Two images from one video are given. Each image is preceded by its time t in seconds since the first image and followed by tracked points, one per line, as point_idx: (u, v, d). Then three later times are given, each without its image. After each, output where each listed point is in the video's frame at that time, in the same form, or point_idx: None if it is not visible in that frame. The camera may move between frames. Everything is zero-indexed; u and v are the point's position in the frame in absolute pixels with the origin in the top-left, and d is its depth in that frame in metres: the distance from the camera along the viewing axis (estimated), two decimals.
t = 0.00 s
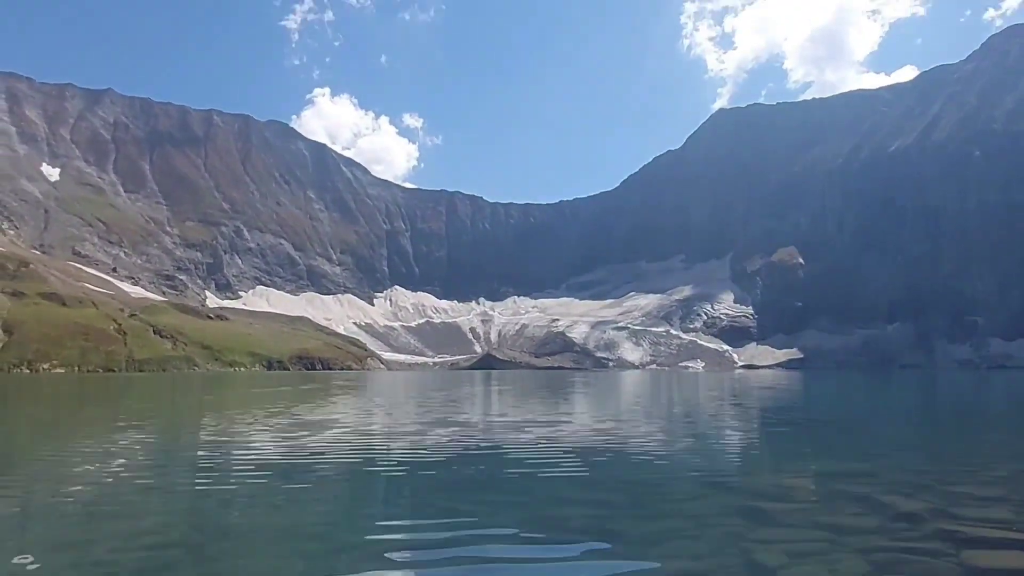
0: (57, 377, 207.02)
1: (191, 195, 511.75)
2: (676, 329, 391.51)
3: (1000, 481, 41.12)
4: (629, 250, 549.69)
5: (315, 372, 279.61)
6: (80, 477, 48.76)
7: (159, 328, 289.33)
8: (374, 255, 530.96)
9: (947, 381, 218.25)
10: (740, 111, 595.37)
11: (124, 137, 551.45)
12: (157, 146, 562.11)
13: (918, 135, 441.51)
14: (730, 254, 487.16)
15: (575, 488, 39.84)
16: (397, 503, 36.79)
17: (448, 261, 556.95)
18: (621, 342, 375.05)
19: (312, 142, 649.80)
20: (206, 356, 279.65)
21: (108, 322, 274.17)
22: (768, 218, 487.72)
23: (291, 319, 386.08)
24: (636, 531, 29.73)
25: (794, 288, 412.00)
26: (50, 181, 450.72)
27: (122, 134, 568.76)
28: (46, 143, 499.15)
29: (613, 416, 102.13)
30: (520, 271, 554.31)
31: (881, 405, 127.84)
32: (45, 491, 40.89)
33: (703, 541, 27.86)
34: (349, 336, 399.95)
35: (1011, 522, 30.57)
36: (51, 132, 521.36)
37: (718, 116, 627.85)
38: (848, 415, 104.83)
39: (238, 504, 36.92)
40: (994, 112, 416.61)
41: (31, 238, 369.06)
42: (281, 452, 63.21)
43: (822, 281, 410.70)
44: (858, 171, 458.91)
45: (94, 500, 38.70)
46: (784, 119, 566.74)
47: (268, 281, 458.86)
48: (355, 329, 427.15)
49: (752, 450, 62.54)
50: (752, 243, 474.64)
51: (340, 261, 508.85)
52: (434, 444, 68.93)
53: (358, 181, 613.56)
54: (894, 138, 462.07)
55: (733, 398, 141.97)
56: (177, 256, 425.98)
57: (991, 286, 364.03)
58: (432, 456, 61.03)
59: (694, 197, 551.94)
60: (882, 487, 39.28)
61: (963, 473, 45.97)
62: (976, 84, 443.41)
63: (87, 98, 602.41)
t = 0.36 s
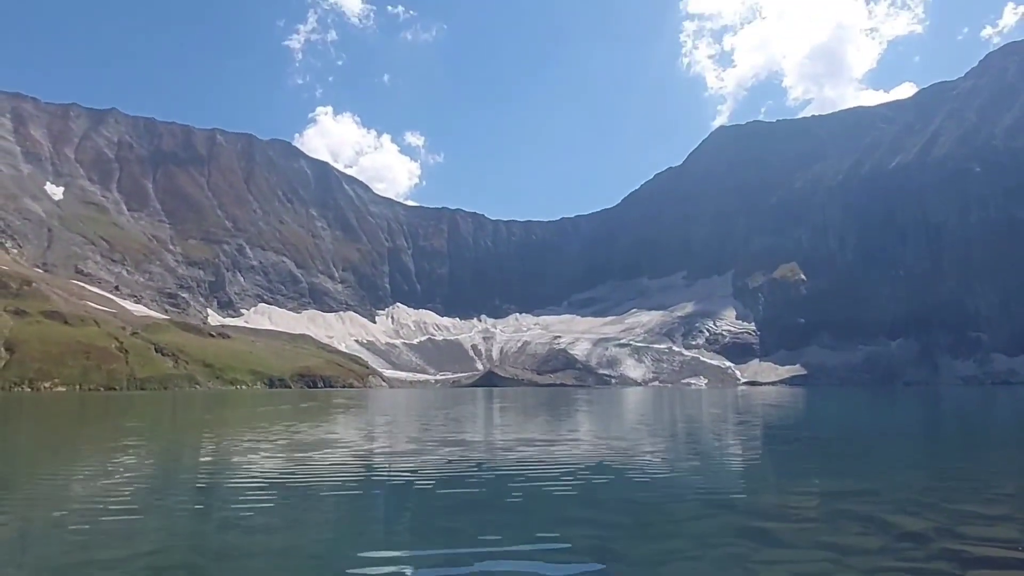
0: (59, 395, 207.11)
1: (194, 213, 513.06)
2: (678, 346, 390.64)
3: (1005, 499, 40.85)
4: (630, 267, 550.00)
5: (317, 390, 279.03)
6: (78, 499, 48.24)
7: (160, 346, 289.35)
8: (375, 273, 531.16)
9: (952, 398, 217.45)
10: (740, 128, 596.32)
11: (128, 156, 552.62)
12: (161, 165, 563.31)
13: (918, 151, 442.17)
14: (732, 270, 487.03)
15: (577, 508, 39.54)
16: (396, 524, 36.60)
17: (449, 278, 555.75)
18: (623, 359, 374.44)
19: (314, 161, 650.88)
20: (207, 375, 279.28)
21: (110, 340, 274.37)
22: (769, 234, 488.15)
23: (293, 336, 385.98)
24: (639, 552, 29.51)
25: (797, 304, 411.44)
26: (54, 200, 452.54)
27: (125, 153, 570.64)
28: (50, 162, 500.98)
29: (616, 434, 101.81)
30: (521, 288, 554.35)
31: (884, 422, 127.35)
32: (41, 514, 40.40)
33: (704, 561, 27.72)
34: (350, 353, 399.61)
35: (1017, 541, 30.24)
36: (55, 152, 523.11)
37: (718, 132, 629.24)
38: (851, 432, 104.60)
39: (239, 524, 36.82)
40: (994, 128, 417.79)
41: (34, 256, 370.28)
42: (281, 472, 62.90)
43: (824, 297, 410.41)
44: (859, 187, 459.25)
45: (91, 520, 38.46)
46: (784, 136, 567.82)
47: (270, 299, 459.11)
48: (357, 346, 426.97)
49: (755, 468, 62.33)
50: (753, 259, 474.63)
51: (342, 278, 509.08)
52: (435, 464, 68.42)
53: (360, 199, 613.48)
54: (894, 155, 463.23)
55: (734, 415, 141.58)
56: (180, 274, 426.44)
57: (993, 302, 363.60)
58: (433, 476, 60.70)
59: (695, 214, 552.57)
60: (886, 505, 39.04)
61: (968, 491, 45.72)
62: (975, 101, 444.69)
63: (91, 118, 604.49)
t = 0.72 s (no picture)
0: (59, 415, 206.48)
1: (196, 232, 513.83)
2: (680, 364, 389.53)
3: (1012, 520, 40.47)
4: (632, 286, 550.08)
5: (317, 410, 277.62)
6: (74, 521, 47.57)
7: (161, 365, 288.73)
8: (377, 291, 531.00)
9: (956, 416, 216.76)
10: (741, 146, 596.78)
11: (132, 176, 552.69)
12: (164, 185, 563.92)
13: (918, 170, 442.87)
14: (733, 289, 486.29)
15: (580, 530, 39.26)
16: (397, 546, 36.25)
17: (451, 297, 555.13)
18: (625, 378, 373.49)
19: (316, 180, 651.64)
20: (208, 394, 278.37)
21: (111, 360, 273.86)
22: (770, 252, 488.18)
23: (294, 355, 385.33)
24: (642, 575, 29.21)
25: (798, 323, 410.75)
26: (58, 220, 453.64)
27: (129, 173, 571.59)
28: (54, 182, 501.99)
29: (618, 453, 101.26)
30: (523, 306, 554.16)
31: (887, 440, 126.53)
32: (40, 535, 39.92)
33: None
34: (352, 373, 398.58)
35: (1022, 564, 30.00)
36: (59, 172, 524.12)
37: (718, 151, 630.86)
38: (854, 452, 104.18)
39: (239, 547, 36.48)
40: (993, 147, 418.94)
41: (37, 275, 370.75)
42: (281, 494, 62.43)
43: (826, 316, 409.88)
44: (859, 206, 459.80)
45: (90, 541, 38.16)
46: (784, 155, 569.35)
47: (271, 318, 458.76)
48: (358, 365, 426.33)
49: (759, 489, 61.94)
50: (754, 278, 474.50)
51: (343, 297, 509.19)
52: (433, 485, 67.78)
53: (362, 219, 614.15)
54: (893, 173, 464.36)
55: (737, 434, 140.50)
56: (181, 293, 426.26)
57: (996, 319, 362.92)
58: (435, 497, 60.17)
59: (696, 232, 553.19)
60: (892, 527, 38.77)
61: (975, 511, 45.38)
62: (974, 119, 446.07)
63: (94, 138, 605.19)
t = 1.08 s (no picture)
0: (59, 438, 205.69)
1: (199, 254, 514.01)
2: (683, 385, 387.58)
3: (1021, 545, 39.65)
4: (634, 307, 549.46)
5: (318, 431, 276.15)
6: (73, 545, 46.60)
7: (162, 387, 287.45)
8: (379, 312, 529.84)
9: (962, 437, 215.22)
10: (742, 167, 597.02)
11: (136, 198, 553.14)
12: (167, 207, 564.02)
13: (919, 190, 442.57)
14: (735, 309, 485.14)
15: (581, 556, 38.52)
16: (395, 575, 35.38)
17: (453, 318, 553.02)
18: (628, 399, 372.04)
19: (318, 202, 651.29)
20: (208, 416, 276.79)
21: (112, 381, 272.89)
22: (772, 272, 487.60)
23: (295, 377, 384.16)
24: None
25: (801, 343, 409.26)
26: (61, 241, 454.33)
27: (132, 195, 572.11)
28: (58, 204, 502.66)
29: (620, 476, 100.05)
30: (524, 327, 552.99)
31: (891, 462, 125.08)
32: (38, 559, 39.10)
33: None
34: (353, 394, 397.20)
35: None
36: (64, 193, 524.79)
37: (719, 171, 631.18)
38: (857, 474, 103.16)
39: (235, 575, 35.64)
40: (992, 167, 418.88)
41: (39, 297, 371.09)
42: (282, 519, 61.43)
43: (829, 336, 408.57)
44: (860, 226, 459.33)
45: (84, 567, 37.31)
46: (784, 175, 569.85)
47: (273, 338, 457.89)
48: (359, 386, 424.51)
49: (762, 512, 61.05)
50: (757, 298, 473.52)
51: (345, 318, 508.47)
52: (435, 508, 66.78)
53: (365, 240, 614.04)
54: (894, 194, 464.62)
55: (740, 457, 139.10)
56: (183, 314, 425.99)
57: (999, 339, 361.59)
58: (437, 522, 59.04)
59: (698, 252, 552.81)
60: (898, 553, 37.92)
61: (983, 537, 44.58)
62: (973, 140, 446.54)
63: (99, 160, 606.28)
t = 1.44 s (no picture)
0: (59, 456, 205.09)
1: (201, 271, 513.80)
2: (686, 403, 386.01)
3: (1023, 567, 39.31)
4: (636, 325, 548.28)
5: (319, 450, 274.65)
6: (71, 566, 46.33)
7: (163, 405, 286.39)
8: (381, 330, 528.38)
9: (967, 457, 214.09)
10: (743, 184, 596.89)
11: (139, 215, 553.00)
12: (170, 225, 563.58)
13: (921, 208, 442.26)
14: (737, 327, 483.86)
15: None
16: None
17: (455, 335, 550.16)
18: (630, 417, 370.73)
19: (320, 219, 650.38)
20: (208, 434, 275.72)
21: (112, 399, 271.93)
22: (774, 290, 486.56)
23: (296, 394, 383.00)
24: None
25: (804, 361, 408.21)
26: (64, 259, 454.77)
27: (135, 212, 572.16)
28: (62, 222, 503.28)
29: (623, 495, 99.45)
30: (526, 345, 551.55)
31: (895, 482, 123.81)
32: None
33: None
34: (354, 412, 395.86)
35: None
36: (68, 210, 524.97)
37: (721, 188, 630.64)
38: (860, 493, 102.45)
39: None
40: (993, 185, 418.41)
41: (41, 314, 371.10)
42: (281, 538, 61.02)
43: (831, 354, 407.62)
44: (861, 244, 458.64)
45: None
46: (787, 192, 569.30)
47: (275, 356, 456.92)
48: (360, 404, 422.95)
49: (766, 533, 60.62)
50: (759, 316, 472.57)
51: (347, 335, 507.36)
52: (434, 529, 66.16)
53: (367, 257, 612.14)
54: (895, 211, 464.45)
55: (743, 476, 137.82)
56: (184, 332, 425.38)
57: (1003, 358, 360.46)
58: (438, 542, 58.65)
59: (701, 270, 551.87)
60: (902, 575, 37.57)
61: (988, 558, 44.08)
62: (974, 157, 446.27)
63: (102, 178, 606.64)
